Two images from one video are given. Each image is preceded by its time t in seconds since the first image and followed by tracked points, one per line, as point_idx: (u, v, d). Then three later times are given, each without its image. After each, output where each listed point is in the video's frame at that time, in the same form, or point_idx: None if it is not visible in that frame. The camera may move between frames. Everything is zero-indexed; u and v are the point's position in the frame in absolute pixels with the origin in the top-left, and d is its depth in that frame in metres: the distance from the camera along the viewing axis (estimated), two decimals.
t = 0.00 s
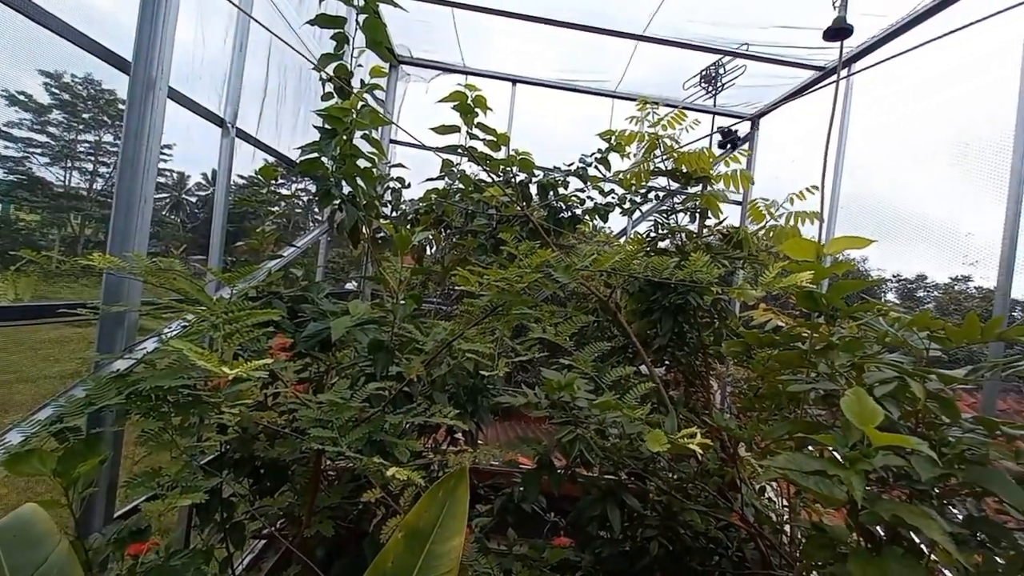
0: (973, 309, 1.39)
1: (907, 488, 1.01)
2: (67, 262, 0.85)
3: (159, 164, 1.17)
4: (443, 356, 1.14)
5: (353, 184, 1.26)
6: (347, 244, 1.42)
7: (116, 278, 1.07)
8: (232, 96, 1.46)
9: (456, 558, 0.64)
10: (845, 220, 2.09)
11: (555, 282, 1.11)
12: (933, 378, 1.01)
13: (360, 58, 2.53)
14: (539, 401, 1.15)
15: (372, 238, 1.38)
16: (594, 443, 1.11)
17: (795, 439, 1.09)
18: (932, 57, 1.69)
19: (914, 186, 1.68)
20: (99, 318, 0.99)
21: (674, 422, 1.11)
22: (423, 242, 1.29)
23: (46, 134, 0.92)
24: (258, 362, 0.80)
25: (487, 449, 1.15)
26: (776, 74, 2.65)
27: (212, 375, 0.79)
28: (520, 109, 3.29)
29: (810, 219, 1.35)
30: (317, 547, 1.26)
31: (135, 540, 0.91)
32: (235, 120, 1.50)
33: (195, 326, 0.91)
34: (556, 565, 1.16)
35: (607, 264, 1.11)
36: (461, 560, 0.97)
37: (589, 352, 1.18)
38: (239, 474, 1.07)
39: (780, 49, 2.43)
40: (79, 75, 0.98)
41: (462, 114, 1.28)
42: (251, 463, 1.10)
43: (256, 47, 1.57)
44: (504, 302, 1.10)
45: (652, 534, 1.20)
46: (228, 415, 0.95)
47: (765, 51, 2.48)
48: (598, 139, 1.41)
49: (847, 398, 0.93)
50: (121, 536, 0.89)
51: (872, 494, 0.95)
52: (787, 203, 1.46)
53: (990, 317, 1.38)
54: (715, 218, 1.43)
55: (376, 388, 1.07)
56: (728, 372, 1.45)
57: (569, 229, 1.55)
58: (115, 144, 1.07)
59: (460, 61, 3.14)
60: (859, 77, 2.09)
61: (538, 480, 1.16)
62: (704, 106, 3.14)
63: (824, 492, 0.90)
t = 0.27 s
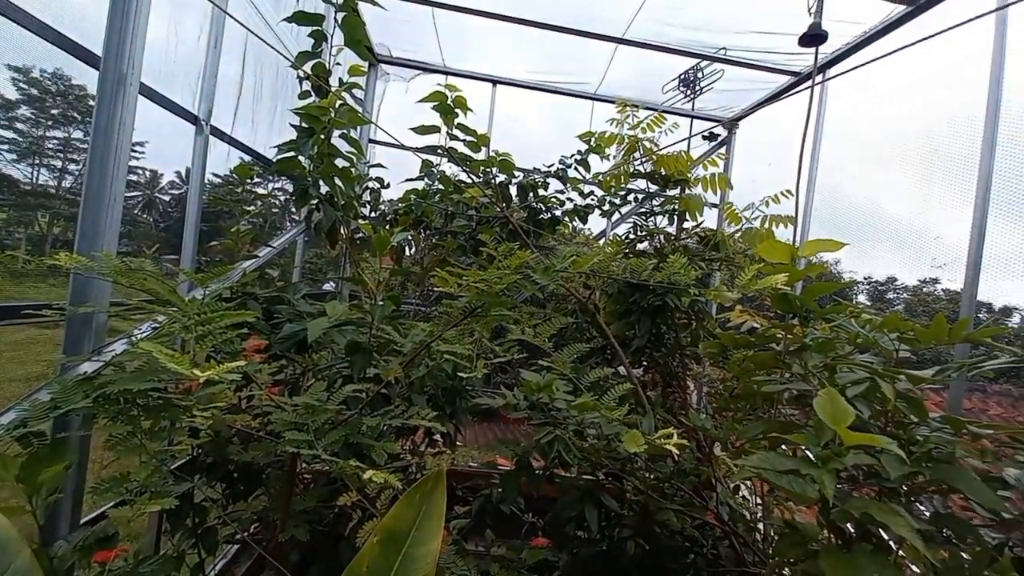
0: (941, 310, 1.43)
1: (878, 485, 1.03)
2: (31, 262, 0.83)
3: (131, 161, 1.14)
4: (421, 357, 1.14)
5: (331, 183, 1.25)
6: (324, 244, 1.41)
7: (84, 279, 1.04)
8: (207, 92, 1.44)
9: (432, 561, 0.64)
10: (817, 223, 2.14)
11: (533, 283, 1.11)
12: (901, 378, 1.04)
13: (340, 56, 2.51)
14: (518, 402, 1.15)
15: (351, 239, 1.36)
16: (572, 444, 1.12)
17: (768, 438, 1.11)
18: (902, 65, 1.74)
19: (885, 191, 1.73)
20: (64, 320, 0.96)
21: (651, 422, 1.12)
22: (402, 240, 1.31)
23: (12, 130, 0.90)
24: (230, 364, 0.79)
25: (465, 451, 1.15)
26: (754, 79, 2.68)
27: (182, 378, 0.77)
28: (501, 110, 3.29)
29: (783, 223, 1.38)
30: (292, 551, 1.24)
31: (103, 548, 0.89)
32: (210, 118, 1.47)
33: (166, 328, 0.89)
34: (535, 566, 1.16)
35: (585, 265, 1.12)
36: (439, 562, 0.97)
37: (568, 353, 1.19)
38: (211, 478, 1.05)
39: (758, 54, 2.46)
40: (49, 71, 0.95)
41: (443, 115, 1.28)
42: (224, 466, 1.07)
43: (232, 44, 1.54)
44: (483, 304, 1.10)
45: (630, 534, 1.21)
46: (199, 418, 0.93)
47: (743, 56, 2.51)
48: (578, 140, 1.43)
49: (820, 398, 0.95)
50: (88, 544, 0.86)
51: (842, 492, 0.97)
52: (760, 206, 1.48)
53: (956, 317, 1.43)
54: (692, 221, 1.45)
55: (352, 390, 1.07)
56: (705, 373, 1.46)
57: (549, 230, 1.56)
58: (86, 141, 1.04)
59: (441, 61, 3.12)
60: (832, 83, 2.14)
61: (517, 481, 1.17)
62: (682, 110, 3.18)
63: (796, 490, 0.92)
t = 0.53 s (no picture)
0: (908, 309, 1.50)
1: (852, 478, 1.07)
2: None
3: (98, 152, 1.08)
4: (409, 358, 1.13)
5: (314, 180, 1.22)
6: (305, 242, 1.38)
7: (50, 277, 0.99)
8: (182, 82, 1.38)
9: (420, 565, 0.63)
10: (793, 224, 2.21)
11: (522, 282, 1.11)
12: (874, 375, 1.07)
13: (322, 50, 2.46)
14: (506, 401, 1.15)
15: (335, 236, 1.34)
16: (559, 442, 1.13)
17: (749, 434, 1.13)
18: (872, 75, 1.82)
19: (856, 195, 1.81)
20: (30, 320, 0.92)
21: (637, 420, 1.13)
22: (389, 239, 1.27)
23: None
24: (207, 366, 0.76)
25: (452, 451, 1.14)
26: (734, 85, 2.72)
27: (154, 381, 0.74)
28: (489, 109, 3.25)
29: (763, 223, 1.40)
30: (273, 556, 1.21)
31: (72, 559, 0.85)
32: (186, 110, 1.42)
33: (139, 328, 0.85)
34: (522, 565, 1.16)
35: (574, 265, 1.13)
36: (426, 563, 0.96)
37: (556, 353, 1.20)
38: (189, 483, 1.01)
39: (738, 61, 2.50)
40: (15, 57, 0.89)
41: (430, 111, 1.29)
42: (200, 473, 1.04)
43: (210, 33, 1.49)
44: (471, 303, 1.10)
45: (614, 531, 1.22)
46: (176, 422, 0.90)
47: (722, 61, 2.56)
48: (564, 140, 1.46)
49: (798, 394, 0.97)
50: (55, 554, 0.82)
51: (820, 486, 1.01)
52: (741, 208, 1.51)
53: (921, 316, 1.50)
54: (675, 222, 1.47)
55: (336, 391, 1.04)
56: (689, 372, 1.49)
57: (536, 229, 1.56)
58: (53, 131, 0.98)
59: (428, 57, 3.10)
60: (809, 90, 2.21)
61: (504, 480, 1.16)
62: (666, 112, 3.16)
63: (777, 485, 0.95)
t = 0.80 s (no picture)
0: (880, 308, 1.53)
1: (824, 476, 1.10)
2: None
3: (64, 148, 1.04)
4: (384, 358, 1.12)
5: (288, 177, 1.20)
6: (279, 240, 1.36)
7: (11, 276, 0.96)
8: (150, 76, 1.35)
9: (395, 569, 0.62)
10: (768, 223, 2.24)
11: (499, 282, 1.11)
12: (847, 374, 1.08)
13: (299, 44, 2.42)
14: (483, 402, 1.15)
15: (310, 235, 1.33)
16: (537, 442, 1.13)
17: (724, 433, 1.14)
18: (848, 75, 1.85)
19: (832, 194, 1.83)
20: None
21: (614, 419, 1.14)
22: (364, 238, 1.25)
23: None
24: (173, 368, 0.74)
25: (429, 452, 1.13)
26: (713, 85, 2.74)
27: (119, 384, 0.72)
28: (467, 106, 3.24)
29: (738, 222, 1.41)
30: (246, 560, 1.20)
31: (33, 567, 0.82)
32: (155, 106, 1.38)
33: (104, 330, 0.83)
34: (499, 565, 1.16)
35: (551, 265, 1.12)
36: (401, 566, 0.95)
37: (533, 352, 1.19)
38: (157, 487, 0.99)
39: (717, 62, 2.52)
40: None
41: (406, 108, 1.28)
42: (170, 477, 1.03)
43: (179, 27, 1.45)
44: (447, 303, 1.09)
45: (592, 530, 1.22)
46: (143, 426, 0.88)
47: (700, 61, 2.57)
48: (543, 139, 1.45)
49: (775, 393, 0.98)
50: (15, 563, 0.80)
51: (793, 484, 1.02)
52: (717, 208, 1.52)
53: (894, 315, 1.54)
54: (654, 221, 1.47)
55: (310, 392, 1.03)
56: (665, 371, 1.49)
57: (514, 228, 1.56)
58: (15, 125, 0.94)
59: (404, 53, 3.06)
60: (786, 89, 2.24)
61: (481, 480, 1.16)
62: (644, 112, 3.18)
63: (750, 483, 0.96)
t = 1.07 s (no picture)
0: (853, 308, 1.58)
1: (802, 472, 1.12)
2: None
3: (29, 142, 0.99)
4: (364, 359, 1.10)
5: (265, 174, 1.18)
6: (257, 238, 1.36)
7: None
8: (120, 68, 1.30)
9: None
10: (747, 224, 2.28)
11: (481, 282, 1.10)
12: (823, 372, 1.11)
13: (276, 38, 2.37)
14: (466, 402, 1.14)
15: (288, 234, 1.32)
16: (520, 442, 1.13)
17: (704, 431, 1.15)
18: (822, 80, 1.90)
19: (808, 195, 1.89)
20: None
21: (596, 419, 1.14)
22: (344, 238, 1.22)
23: None
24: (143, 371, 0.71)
25: (410, 453, 1.12)
26: (693, 87, 2.78)
27: (84, 388, 0.69)
28: (450, 103, 3.21)
29: (718, 224, 1.43)
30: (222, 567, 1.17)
31: None
32: (125, 98, 1.34)
33: (68, 331, 0.80)
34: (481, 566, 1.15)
35: (533, 264, 1.12)
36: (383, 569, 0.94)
37: (515, 352, 1.19)
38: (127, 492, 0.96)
39: (697, 62, 2.55)
40: None
41: (387, 107, 1.27)
42: (140, 482, 0.99)
43: (151, 17, 1.41)
44: (429, 302, 1.08)
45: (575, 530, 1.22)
46: (111, 430, 0.84)
47: (681, 64, 2.60)
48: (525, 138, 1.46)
49: (753, 393, 0.99)
50: None
51: (772, 481, 1.03)
52: (698, 209, 1.53)
53: (866, 315, 1.60)
54: (635, 222, 1.48)
55: (287, 394, 1.01)
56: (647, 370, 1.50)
57: (497, 228, 1.55)
58: None
59: (386, 49, 3.01)
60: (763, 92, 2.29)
61: (464, 481, 1.16)
62: (625, 112, 3.20)
63: (731, 481, 0.97)
